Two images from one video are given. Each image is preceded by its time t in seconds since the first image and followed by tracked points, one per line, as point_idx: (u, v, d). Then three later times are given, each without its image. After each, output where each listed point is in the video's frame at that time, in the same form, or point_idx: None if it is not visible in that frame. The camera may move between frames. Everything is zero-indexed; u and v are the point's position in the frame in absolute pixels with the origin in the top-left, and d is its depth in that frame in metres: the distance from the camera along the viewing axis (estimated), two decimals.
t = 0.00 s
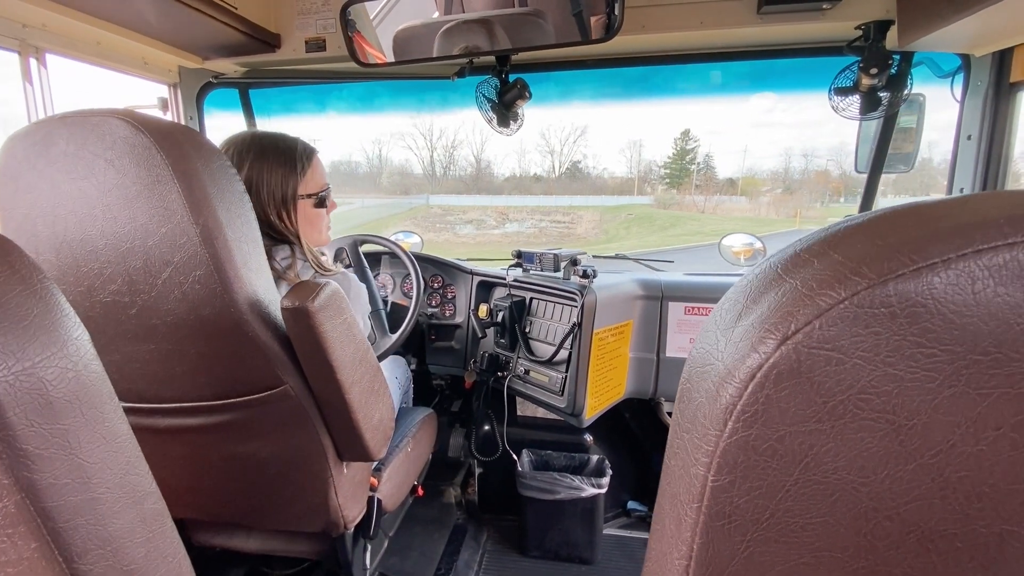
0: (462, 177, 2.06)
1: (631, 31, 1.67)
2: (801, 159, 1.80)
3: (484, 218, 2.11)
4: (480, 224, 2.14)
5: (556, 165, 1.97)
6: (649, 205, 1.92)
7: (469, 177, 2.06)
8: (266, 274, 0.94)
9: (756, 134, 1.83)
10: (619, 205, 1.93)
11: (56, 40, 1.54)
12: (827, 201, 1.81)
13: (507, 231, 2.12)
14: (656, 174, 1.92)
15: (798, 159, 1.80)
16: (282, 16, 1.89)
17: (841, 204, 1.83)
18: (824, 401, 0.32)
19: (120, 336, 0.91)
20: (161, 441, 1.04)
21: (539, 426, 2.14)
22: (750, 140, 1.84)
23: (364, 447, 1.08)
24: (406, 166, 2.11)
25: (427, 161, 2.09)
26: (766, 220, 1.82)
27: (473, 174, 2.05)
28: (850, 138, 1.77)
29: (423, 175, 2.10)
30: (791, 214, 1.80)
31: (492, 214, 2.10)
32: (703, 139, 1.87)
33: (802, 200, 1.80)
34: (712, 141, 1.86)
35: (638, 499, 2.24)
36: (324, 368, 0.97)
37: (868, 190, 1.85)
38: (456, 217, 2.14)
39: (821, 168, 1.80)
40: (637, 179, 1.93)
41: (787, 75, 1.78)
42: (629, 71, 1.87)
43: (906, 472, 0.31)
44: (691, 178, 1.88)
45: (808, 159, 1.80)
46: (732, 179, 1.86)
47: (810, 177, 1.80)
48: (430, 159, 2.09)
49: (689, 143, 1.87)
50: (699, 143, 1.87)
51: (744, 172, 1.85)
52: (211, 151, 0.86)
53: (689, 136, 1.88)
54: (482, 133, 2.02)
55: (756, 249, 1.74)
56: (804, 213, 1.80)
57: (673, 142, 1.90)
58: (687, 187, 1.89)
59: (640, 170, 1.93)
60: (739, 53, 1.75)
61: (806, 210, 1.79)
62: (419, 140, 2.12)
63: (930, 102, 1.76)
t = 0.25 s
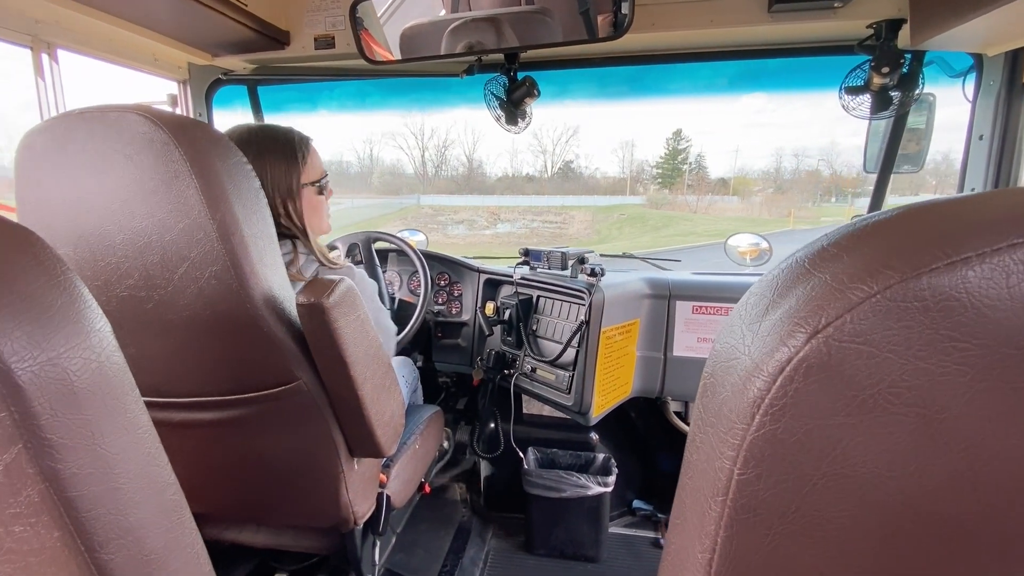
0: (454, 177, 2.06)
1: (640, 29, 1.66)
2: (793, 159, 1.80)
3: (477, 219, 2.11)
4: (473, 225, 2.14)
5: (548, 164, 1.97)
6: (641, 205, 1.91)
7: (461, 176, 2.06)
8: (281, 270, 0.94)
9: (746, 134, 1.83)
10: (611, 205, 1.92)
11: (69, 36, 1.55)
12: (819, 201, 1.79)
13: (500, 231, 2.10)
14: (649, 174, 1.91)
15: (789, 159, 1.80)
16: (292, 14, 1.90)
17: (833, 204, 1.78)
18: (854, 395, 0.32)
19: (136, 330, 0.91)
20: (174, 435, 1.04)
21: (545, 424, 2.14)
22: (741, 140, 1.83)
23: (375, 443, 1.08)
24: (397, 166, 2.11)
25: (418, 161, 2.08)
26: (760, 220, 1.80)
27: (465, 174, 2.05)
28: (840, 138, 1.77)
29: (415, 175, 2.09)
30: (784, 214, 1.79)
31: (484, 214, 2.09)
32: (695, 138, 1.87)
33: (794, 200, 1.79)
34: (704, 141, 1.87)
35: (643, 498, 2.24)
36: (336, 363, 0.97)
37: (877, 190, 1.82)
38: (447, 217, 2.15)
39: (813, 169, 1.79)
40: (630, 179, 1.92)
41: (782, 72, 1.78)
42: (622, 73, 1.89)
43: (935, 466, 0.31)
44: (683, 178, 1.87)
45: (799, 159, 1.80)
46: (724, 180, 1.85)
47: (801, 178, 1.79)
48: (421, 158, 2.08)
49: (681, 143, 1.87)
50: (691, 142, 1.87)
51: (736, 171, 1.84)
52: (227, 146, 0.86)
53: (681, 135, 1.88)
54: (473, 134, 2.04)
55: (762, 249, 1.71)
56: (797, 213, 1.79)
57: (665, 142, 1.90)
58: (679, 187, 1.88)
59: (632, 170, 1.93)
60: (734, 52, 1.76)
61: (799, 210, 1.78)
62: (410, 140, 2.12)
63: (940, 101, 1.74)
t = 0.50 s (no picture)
0: (447, 177, 2.07)
1: (641, 28, 1.67)
2: (785, 159, 1.79)
3: (469, 218, 2.11)
4: (466, 225, 2.15)
5: (542, 164, 1.98)
6: (635, 205, 1.90)
7: (455, 176, 2.07)
8: (282, 270, 0.95)
9: (742, 134, 1.82)
10: (605, 205, 1.92)
11: (73, 40, 1.57)
12: (813, 200, 1.77)
13: (494, 231, 2.10)
14: (643, 173, 1.92)
15: (782, 159, 1.79)
16: (295, 16, 1.91)
17: (828, 204, 1.76)
18: (832, 391, 0.32)
19: (139, 330, 0.92)
20: (177, 434, 1.05)
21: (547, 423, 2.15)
22: (735, 139, 1.82)
23: (375, 442, 1.09)
24: (390, 165, 2.11)
25: (411, 160, 2.09)
26: (754, 220, 1.80)
27: (459, 174, 2.06)
28: (834, 138, 1.78)
29: (408, 174, 2.09)
30: (779, 213, 1.79)
31: (476, 214, 2.10)
32: (689, 138, 1.86)
33: (788, 199, 1.79)
34: (698, 141, 1.86)
35: (646, 497, 2.24)
36: (337, 363, 0.98)
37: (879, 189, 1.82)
38: (440, 216, 2.15)
39: (805, 168, 1.77)
40: (624, 179, 1.92)
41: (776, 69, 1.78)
42: (616, 74, 1.91)
43: (914, 461, 0.32)
44: (677, 178, 1.87)
45: (792, 159, 1.79)
46: (717, 179, 1.84)
47: (794, 177, 1.78)
48: (415, 158, 2.09)
49: (675, 142, 1.87)
50: (685, 142, 1.86)
51: (729, 171, 1.84)
52: (228, 148, 0.87)
53: (674, 135, 1.87)
54: (467, 134, 2.06)
55: (765, 248, 1.71)
56: (792, 212, 1.78)
57: (660, 141, 1.89)
58: (673, 187, 1.88)
59: (626, 170, 1.93)
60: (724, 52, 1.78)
61: (795, 209, 1.78)
62: (403, 139, 2.13)
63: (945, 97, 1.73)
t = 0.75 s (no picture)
0: (438, 177, 2.14)
1: (649, 25, 1.65)
2: (775, 159, 1.83)
3: (459, 219, 2.19)
4: (455, 224, 2.23)
5: (533, 164, 2.02)
6: (627, 205, 1.96)
7: (445, 175, 2.13)
8: (288, 267, 0.94)
9: (732, 134, 1.86)
10: (596, 205, 1.97)
11: (79, 37, 1.57)
12: (804, 200, 1.82)
13: (484, 231, 2.16)
14: (634, 173, 1.95)
15: (772, 159, 1.83)
16: (300, 13, 1.90)
17: (818, 203, 1.80)
18: (874, 389, 0.31)
19: (144, 327, 0.91)
20: (182, 432, 1.05)
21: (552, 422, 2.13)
22: (725, 140, 1.86)
23: (382, 441, 1.08)
24: (380, 165, 2.18)
25: (401, 161, 2.16)
26: (744, 220, 1.86)
27: (449, 173, 2.13)
28: (821, 138, 1.79)
29: (398, 174, 2.17)
30: (771, 212, 1.84)
31: (466, 214, 2.17)
32: (679, 137, 1.90)
33: (780, 199, 1.83)
34: (689, 141, 1.89)
35: (652, 497, 2.23)
36: (344, 361, 0.97)
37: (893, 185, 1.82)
38: (429, 216, 2.23)
39: (794, 168, 1.81)
40: (614, 179, 1.97)
41: (762, 68, 1.77)
42: (602, 73, 1.90)
43: (959, 464, 0.30)
44: (668, 178, 1.90)
45: (782, 159, 1.83)
46: (708, 179, 1.88)
47: (784, 177, 1.82)
48: (405, 158, 2.16)
49: (666, 142, 1.91)
50: (675, 141, 1.90)
51: (720, 171, 1.88)
52: (233, 143, 0.85)
53: (666, 135, 1.91)
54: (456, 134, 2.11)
55: (772, 247, 1.71)
56: (785, 212, 1.84)
57: (650, 142, 1.93)
58: (664, 187, 1.91)
59: (617, 170, 1.97)
60: (709, 49, 1.76)
61: (787, 209, 1.83)
62: (393, 139, 2.19)
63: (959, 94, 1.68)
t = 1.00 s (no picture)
0: (430, 177, 2.13)
1: (660, 24, 1.65)
2: (766, 159, 1.81)
3: (450, 218, 2.23)
4: (447, 224, 2.27)
5: (526, 164, 2.01)
6: (619, 204, 1.96)
7: (438, 175, 2.12)
8: (303, 267, 0.94)
9: (724, 134, 1.83)
10: (589, 204, 1.98)
11: (92, 37, 1.57)
12: (794, 199, 1.79)
13: (474, 230, 2.21)
14: (626, 173, 1.94)
15: (762, 158, 1.80)
16: (310, 13, 1.90)
17: (809, 203, 1.78)
18: (928, 393, 0.30)
19: (160, 326, 0.91)
20: (196, 431, 1.04)
21: (560, 423, 2.12)
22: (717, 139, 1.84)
23: (396, 441, 1.08)
24: (371, 164, 2.16)
25: (392, 160, 2.14)
26: (736, 220, 1.85)
27: (441, 173, 2.11)
28: (811, 138, 1.76)
29: (389, 174, 2.15)
30: (763, 212, 1.82)
31: (457, 214, 2.20)
32: (672, 137, 1.88)
33: (772, 199, 1.81)
34: (681, 140, 1.88)
35: (661, 499, 2.22)
36: (359, 361, 0.97)
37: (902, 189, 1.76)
38: (419, 217, 2.24)
39: (785, 168, 1.79)
40: (607, 179, 1.96)
41: (754, 71, 1.76)
42: (603, 72, 1.89)
43: (1014, 471, 0.30)
44: (660, 178, 1.90)
45: (773, 159, 1.80)
46: (700, 179, 1.86)
47: (774, 176, 1.80)
48: (396, 157, 2.14)
49: (658, 142, 1.88)
50: (667, 141, 1.88)
51: (711, 170, 1.86)
52: (250, 142, 0.85)
53: (657, 135, 1.89)
54: (449, 133, 2.10)
55: (779, 248, 1.71)
56: (777, 211, 1.82)
57: (642, 141, 1.91)
58: (656, 187, 1.91)
59: (609, 170, 1.96)
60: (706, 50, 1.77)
61: (780, 208, 1.81)
62: (383, 138, 2.16)
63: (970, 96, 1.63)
